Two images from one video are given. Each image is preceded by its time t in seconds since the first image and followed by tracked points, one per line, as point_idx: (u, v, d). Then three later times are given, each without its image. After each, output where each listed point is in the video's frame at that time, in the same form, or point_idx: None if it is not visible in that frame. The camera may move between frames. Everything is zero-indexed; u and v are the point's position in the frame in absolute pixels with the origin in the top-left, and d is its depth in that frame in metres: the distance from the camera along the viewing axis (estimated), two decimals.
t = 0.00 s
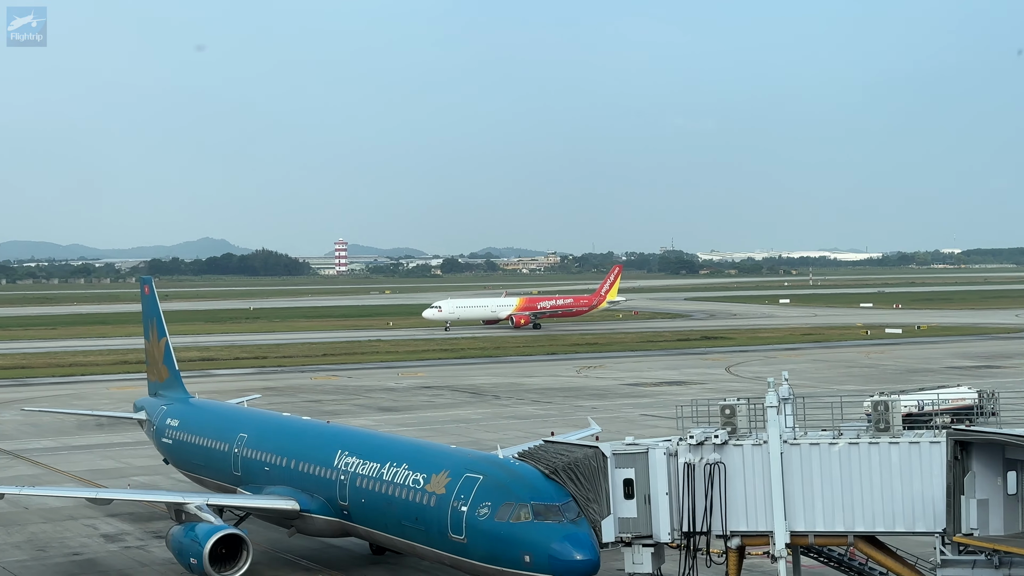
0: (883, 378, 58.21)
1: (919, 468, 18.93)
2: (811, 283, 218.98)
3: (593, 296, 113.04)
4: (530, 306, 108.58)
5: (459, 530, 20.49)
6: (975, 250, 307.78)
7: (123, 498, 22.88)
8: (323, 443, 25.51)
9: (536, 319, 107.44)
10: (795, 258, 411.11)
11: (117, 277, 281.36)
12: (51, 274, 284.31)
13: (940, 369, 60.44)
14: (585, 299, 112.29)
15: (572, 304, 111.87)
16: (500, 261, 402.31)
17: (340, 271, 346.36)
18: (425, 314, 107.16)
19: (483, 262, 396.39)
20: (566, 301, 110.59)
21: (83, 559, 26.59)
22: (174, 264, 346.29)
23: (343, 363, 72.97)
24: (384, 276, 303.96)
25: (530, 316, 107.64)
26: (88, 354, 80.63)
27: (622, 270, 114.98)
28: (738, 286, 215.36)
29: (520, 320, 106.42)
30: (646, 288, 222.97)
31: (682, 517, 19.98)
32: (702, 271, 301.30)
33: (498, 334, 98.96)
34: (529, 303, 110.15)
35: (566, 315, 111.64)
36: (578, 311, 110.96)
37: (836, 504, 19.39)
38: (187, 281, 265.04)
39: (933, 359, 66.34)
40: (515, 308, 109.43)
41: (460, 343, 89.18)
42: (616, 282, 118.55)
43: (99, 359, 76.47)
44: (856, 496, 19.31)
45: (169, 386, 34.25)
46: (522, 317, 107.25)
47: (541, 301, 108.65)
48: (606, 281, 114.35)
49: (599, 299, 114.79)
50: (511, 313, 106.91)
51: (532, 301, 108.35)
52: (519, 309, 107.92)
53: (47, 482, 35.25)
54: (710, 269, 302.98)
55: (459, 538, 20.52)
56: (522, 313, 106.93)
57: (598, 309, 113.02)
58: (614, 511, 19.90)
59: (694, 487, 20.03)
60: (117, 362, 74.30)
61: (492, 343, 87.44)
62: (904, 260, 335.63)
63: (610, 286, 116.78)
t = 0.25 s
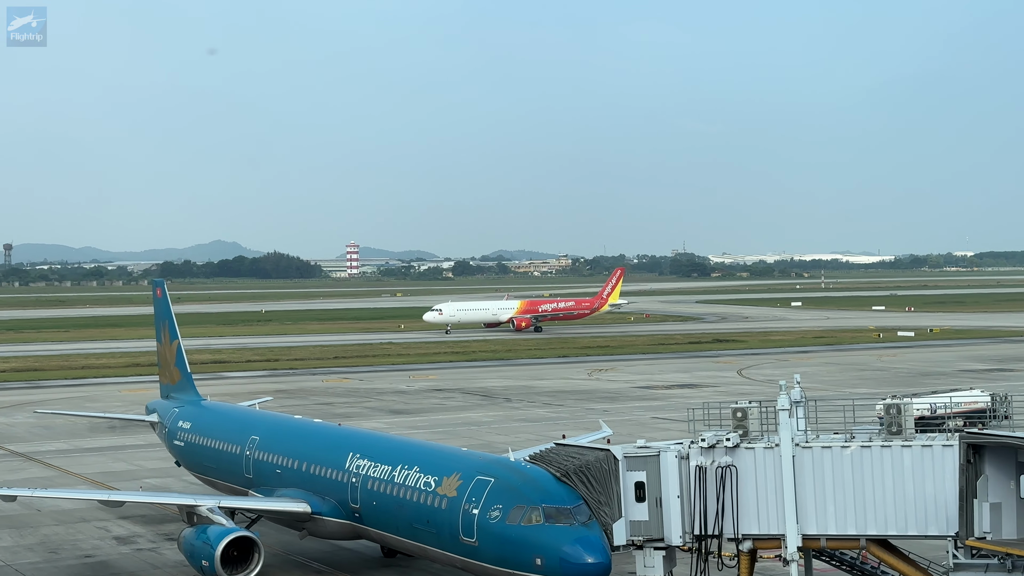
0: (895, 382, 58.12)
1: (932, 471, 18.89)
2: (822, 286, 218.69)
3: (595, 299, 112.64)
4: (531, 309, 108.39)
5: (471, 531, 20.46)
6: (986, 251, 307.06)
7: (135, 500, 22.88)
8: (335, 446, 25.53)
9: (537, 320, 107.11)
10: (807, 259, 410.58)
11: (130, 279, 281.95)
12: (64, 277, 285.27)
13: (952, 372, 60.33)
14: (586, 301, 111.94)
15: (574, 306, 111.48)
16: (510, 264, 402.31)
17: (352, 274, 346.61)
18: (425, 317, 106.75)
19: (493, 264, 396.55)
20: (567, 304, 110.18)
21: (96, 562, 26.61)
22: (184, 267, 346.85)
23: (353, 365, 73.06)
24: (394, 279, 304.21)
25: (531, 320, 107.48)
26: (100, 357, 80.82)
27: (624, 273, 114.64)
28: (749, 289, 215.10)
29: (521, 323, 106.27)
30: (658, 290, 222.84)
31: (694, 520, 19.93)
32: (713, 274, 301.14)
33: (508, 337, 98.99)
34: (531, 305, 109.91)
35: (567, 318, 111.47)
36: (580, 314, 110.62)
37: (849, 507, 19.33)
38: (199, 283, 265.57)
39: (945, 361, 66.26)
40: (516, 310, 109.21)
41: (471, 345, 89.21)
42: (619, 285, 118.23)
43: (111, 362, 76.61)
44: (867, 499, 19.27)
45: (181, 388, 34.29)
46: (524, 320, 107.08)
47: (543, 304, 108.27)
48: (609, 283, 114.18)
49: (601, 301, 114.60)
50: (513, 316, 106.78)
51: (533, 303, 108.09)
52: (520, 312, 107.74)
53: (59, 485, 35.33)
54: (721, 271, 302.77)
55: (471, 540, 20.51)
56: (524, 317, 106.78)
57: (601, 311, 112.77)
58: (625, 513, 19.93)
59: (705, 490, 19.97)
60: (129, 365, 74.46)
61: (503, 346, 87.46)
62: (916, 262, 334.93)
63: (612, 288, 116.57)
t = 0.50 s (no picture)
0: (909, 384, 57.92)
1: (945, 474, 18.82)
2: (837, 288, 217.60)
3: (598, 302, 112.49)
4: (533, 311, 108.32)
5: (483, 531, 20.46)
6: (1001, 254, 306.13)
7: (149, 501, 22.94)
8: (347, 448, 25.55)
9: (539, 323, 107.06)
10: (821, 261, 409.58)
11: (143, 281, 282.97)
12: (78, 278, 286.35)
13: (966, 374, 60.10)
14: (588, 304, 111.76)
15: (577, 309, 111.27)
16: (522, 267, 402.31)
17: (364, 276, 347.05)
18: (427, 320, 106.53)
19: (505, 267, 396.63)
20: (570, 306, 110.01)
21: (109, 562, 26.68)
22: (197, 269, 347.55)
23: (366, 368, 73.16)
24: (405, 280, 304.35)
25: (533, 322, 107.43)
26: (114, 358, 81.13)
27: (627, 276, 114.33)
28: (763, 292, 214.40)
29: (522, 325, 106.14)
30: (671, 292, 222.53)
31: (706, 523, 19.90)
32: (726, 276, 300.62)
33: (521, 339, 98.96)
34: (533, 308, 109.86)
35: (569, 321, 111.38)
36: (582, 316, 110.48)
37: (862, 509, 19.26)
38: (212, 285, 266.15)
39: (959, 364, 66.00)
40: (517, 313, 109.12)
41: (483, 347, 89.27)
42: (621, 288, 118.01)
43: (125, 364, 76.84)
44: (880, 501, 19.18)
45: (194, 390, 34.34)
46: (525, 323, 107.09)
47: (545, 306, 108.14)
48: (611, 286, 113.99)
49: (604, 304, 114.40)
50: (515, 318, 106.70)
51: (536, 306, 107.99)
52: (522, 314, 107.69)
53: (72, 486, 35.43)
54: (734, 274, 302.32)
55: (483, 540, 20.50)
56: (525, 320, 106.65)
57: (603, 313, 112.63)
58: (638, 516, 19.91)
59: (717, 492, 19.92)
60: (142, 366, 74.70)
61: (515, 349, 87.49)
62: (930, 264, 333.77)
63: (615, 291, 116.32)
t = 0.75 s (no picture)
0: (922, 385, 57.83)
1: (959, 476, 18.78)
2: (850, 290, 216.80)
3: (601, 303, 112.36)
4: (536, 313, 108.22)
5: (497, 534, 20.46)
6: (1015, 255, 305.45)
7: (162, 502, 22.97)
8: (360, 449, 25.58)
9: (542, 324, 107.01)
10: (835, 262, 409.03)
11: (157, 282, 283.98)
12: (93, 279, 287.40)
13: (980, 376, 60.00)
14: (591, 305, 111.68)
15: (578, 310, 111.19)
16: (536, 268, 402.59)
17: (377, 277, 347.64)
18: (429, 321, 106.28)
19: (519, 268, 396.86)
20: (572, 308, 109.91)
21: (122, 560, 26.76)
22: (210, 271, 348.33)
23: (379, 369, 73.30)
24: (419, 282, 304.96)
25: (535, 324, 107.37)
26: (129, 359, 81.49)
27: (629, 278, 114.32)
28: (775, 292, 214.07)
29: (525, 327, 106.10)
30: (683, 293, 222.36)
31: (719, 524, 19.88)
32: (739, 277, 300.36)
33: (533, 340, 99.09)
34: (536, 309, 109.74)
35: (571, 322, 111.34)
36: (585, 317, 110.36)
37: (875, 511, 19.18)
38: (225, 286, 266.96)
39: (973, 366, 65.91)
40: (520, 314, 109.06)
41: (495, 349, 89.35)
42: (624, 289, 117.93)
43: (140, 364, 77.15)
44: (894, 503, 19.11)
45: (208, 391, 34.41)
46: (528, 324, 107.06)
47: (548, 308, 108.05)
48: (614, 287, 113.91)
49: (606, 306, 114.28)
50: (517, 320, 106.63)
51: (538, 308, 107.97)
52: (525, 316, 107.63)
53: (86, 486, 35.56)
54: (746, 275, 302.07)
55: (497, 543, 20.48)
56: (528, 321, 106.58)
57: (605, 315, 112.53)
58: (651, 517, 19.88)
59: (731, 494, 19.87)
60: (157, 367, 74.98)
61: (528, 349, 87.57)
62: (943, 265, 333.06)
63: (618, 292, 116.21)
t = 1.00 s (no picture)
0: (936, 386, 57.62)
1: (973, 477, 18.71)
2: (864, 290, 215.95)
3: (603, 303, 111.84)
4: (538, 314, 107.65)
5: (509, 534, 20.48)
6: None
7: (175, 501, 23.01)
8: (373, 448, 25.61)
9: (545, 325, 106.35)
10: (848, 262, 408.15)
11: (170, 282, 284.37)
12: (106, 279, 288.01)
13: (994, 376, 59.82)
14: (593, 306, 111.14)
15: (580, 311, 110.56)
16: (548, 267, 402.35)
17: (389, 277, 347.80)
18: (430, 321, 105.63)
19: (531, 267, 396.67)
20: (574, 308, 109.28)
21: (136, 558, 26.82)
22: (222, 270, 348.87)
23: (392, 368, 73.34)
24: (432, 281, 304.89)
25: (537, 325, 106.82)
26: (143, 358, 81.69)
27: (631, 277, 114.05)
28: (787, 292, 213.42)
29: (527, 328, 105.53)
30: (696, 293, 221.93)
31: (731, 524, 19.85)
32: (752, 276, 299.78)
33: (546, 340, 99.05)
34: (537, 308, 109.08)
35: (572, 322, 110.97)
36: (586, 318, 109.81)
37: (888, 511, 19.14)
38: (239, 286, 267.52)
39: (987, 366, 65.71)
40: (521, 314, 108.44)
41: (507, 348, 89.31)
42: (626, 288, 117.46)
43: (153, 364, 77.31)
44: (907, 504, 19.06)
45: (220, 390, 34.48)
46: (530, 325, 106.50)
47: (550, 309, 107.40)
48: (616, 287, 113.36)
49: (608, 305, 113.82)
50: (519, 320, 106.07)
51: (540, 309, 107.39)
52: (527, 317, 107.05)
53: (99, 485, 35.68)
54: (759, 275, 301.46)
55: (509, 543, 20.49)
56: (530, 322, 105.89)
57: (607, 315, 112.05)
58: (664, 517, 19.86)
59: (743, 494, 19.85)
60: (171, 366, 75.15)
61: (540, 349, 87.53)
62: (957, 265, 332.13)
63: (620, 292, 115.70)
